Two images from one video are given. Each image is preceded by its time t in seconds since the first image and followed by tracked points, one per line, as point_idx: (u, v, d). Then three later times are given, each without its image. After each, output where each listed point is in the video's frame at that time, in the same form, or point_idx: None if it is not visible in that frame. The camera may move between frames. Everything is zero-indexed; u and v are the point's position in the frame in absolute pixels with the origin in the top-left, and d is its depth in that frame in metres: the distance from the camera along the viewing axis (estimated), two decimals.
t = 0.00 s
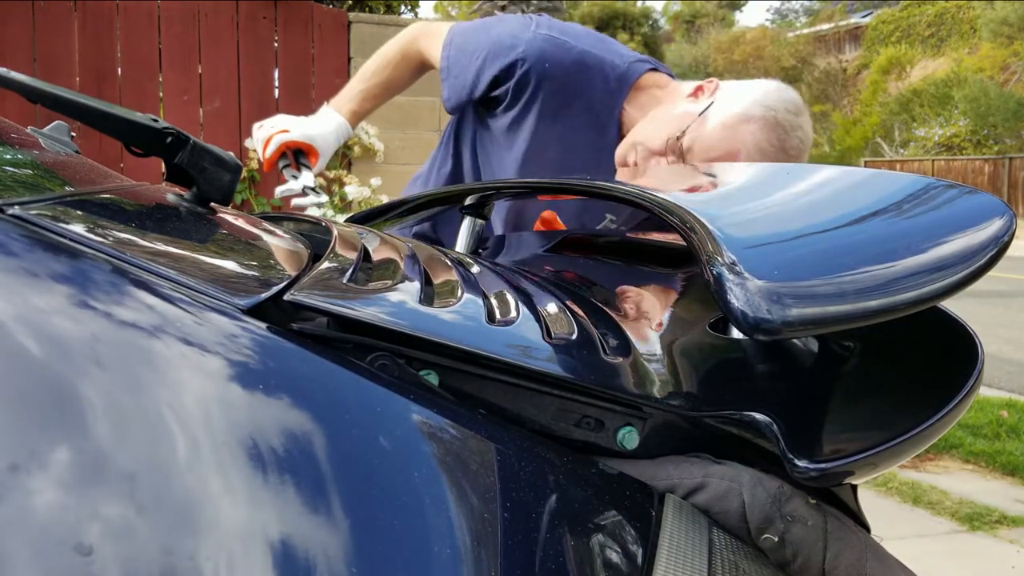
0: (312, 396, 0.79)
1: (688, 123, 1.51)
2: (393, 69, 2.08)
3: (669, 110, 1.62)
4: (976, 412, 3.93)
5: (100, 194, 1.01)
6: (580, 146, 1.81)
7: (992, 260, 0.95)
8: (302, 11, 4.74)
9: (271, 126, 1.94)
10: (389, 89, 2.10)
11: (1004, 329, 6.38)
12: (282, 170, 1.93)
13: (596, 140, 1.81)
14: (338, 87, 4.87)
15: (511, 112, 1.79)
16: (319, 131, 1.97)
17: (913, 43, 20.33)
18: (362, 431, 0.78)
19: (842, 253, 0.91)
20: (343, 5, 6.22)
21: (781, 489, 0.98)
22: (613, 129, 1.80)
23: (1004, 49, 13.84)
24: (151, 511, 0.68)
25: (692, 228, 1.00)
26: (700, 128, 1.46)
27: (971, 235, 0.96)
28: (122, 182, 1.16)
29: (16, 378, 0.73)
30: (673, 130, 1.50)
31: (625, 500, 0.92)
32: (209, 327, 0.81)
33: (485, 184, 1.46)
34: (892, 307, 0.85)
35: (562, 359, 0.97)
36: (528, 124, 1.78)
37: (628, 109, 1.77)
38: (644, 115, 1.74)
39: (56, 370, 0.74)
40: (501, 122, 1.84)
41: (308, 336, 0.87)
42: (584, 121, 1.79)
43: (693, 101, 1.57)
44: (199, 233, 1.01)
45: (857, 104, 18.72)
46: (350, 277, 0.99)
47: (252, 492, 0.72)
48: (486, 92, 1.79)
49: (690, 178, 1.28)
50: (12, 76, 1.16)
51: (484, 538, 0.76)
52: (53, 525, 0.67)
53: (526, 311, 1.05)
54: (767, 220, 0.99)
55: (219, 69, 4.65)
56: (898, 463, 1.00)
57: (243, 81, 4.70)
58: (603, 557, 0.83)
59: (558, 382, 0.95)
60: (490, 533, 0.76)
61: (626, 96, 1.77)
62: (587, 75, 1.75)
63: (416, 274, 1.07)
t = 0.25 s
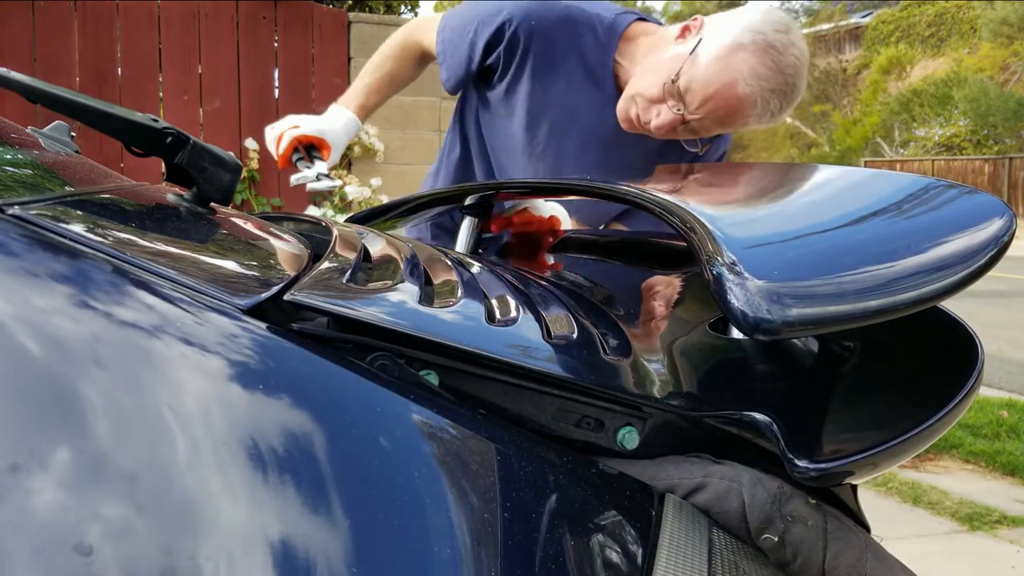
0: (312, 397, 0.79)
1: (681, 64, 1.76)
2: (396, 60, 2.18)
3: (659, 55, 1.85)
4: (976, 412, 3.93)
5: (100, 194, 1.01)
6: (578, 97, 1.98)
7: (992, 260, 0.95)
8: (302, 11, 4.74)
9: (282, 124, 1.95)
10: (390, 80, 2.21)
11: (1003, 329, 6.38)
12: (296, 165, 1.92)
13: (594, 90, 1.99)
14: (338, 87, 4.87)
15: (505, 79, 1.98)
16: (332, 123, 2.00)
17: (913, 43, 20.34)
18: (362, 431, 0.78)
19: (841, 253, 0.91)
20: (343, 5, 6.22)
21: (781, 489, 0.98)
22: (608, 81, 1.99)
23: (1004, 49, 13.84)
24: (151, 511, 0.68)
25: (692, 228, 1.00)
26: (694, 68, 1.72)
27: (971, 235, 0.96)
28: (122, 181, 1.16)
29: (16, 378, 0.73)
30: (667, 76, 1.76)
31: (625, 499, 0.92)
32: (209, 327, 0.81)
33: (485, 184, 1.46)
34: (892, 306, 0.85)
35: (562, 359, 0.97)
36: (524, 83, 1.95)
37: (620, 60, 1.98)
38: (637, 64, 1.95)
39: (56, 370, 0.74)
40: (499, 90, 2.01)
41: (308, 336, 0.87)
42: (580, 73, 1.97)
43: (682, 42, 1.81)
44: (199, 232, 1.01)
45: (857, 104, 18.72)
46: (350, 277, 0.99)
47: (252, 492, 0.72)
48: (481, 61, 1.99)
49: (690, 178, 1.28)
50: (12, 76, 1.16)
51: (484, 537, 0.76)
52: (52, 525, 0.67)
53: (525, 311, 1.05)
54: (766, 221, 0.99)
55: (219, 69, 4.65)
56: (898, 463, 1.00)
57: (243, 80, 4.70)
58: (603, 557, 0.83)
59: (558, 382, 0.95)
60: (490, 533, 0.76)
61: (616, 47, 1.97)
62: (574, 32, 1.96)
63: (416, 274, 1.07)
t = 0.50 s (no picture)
0: (312, 397, 0.79)
1: (659, 9, 1.89)
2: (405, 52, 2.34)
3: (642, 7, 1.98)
4: (976, 412, 3.93)
5: (100, 194, 1.01)
6: (568, 58, 2.15)
7: (992, 260, 0.95)
8: (302, 11, 4.74)
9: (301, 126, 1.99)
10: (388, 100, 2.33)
11: (1003, 329, 6.38)
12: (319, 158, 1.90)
13: (585, 54, 2.15)
14: (338, 87, 4.86)
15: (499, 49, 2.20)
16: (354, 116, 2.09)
17: (913, 43, 20.34)
18: (362, 431, 0.78)
19: (841, 253, 0.91)
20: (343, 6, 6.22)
21: (781, 489, 0.98)
22: (598, 42, 2.14)
23: (1004, 48, 13.84)
24: (151, 512, 0.68)
25: (692, 228, 0.99)
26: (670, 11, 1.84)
27: (972, 235, 0.96)
28: (122, 182, 1.16)
29: (17, 378, 0.73)
30: (649, 22, 1.89)
31: (625, 499, 0.92)
32: (209, 327, 0.81)
33: (484, 185, 1.46)
34: (892, 306, 0.85)
35: (562, 359, 0.97)
36: (514, 48, 2.16)
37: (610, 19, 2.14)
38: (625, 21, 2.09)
39: (57, 370, 0.74)
40: (494, 60, 2.22)
41: (308, 336, 0.87)
42: (570, 37, 2.15)
43: None
44: (199, 232, 1.01)
45: (857, 104, 18.72)
46: (350, 277, 0.99)
47: (252, 493, 0.72)
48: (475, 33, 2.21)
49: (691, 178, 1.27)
50: (12, 76, 1.16)
51: (483, 538, 0.76)
52: (53, 526, 0.67)
53: (525, 311, 1.05)
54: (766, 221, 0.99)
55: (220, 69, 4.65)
56: (897, 463, 1.00)
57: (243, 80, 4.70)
58: (602, 556, 0.83)
59: (557, 382, 0.95)
60: (490, 532, 0.76)
61: (603, 9, 2.14)
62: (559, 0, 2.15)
63: (416, 273, 1.07)
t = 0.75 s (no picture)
0: (312, 397, 0.79)
1: None
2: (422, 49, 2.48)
3: None
4: (976, 412, 3.93)
5: (100, 194, 1.01)
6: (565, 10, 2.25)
7: (992, 259, 0.95)
8: (302, 11, 4.73)
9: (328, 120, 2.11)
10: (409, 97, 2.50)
11: (1003, 329, 6.38)
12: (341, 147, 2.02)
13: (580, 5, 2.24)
14: (338, 87, 4.86)
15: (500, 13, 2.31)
16: (383, 109, 2.24)
17: (912, 43, 20.34)
18: (362, 431, 0.78)
19: (841, 253, 0.91)
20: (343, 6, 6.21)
21: (781, 489, 0.98)
22: None
23: (1004, 48, 13.84)
24: (152, 512, 0.68)
25: (690, 228, 0.99)
26: None
27: (973, 234, 0.96)
28: (122, 182, 1.16)
29: (18, 378, 0.73)
30: None
31: (625, 499, 0.92)
32: (210, 327, 0.81)
33: (484, 185, 1.45)
34: (891, 306, 0.85)
35: (562, 359, 0.97)
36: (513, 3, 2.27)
37: None
38: None
39: (57, 370, 0.74)
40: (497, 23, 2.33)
41: (308, 336, 0.87)
42: None
43: None
44: (199, 232, 1.01)
45: (858, 104, 18.72)
46: (350, 277, 0.99)
47: (253, 494, 0.72)
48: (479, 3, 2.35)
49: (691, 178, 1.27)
50: (12, 76, 1.16)
51: (483, 537, 0.76)
52: (53, 526, 0.67)
53: (526, 311, 1.05)
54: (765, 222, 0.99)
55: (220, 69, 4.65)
56: (897, 463, 1.00)
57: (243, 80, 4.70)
58: (601, 556, 0.83)
59: (557, 382, 0.96)
60: (489, 532, 0.76)
61: None
62: None
63: (417, 273, 1.07)
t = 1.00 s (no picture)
0: (312, 397, 0.79)
1: None
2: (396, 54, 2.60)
3: None
4: (976, 412, 3.93)
5: (100, 194, 1.01)
6: None
7: (992, 259, 0.95)
8: (302, 11, 4.73)
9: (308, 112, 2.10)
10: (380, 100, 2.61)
11: (1003, 329, 6.38)
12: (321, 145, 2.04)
13: None
14: (338, 87, 4.86)
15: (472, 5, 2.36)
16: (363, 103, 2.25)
17: (912, 43, 20.35)
18: (362, 431, 0.78)
19: (841, 253, 0.90)
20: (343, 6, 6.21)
21: (781, 489, 0.98)
22: None
23: (1004, 48, 13.84)
24: (152, 513, 0.68)
25: (690, 228, 0.99)
26: None
27: (973, 234, 0.96)
28: (122, 182, 1.16)
29: (18, 378, 0.73)
30: None
31: (625, 499, 0.92)
32: (210, 327, 0.81)
33: (485, 185, 1.46)
34: (891, 306, 0.85)
35: (562, 359, 0.97)
36: None
37: None
38: None
39: (58, 370, 0.74)
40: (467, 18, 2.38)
41: (308, 336, 0.87)
42: None
43: None
44: (199, 232, 1.01)
45: (858, 104, 18.72)
46: (350, 277, 0.99)
47: (253, 494, 0.72)
48: None
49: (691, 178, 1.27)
50: (11, 76, 1.16)
51: (483, 537, 0.76)
52: (53, 527, 0.67)
53: (525, 311, 1.05)
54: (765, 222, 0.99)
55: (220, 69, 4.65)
56: (898, 463, 1.00)
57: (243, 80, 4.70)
58: (601, 556, 0.83)
59: (557, 382, 0.96)
60: (490, 533, 0.76)
61: None
62: None
63: (417, 273, 1.07)
